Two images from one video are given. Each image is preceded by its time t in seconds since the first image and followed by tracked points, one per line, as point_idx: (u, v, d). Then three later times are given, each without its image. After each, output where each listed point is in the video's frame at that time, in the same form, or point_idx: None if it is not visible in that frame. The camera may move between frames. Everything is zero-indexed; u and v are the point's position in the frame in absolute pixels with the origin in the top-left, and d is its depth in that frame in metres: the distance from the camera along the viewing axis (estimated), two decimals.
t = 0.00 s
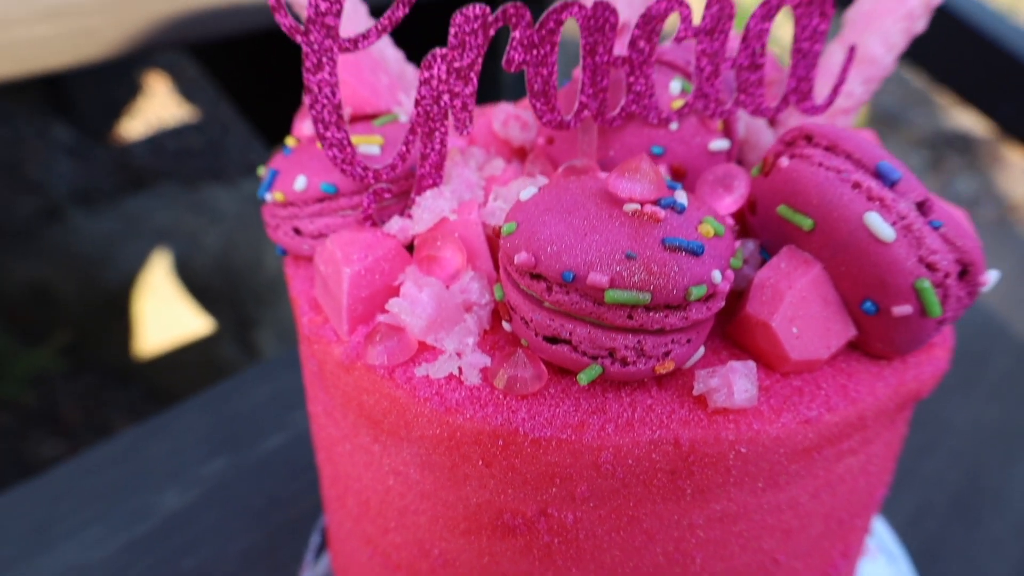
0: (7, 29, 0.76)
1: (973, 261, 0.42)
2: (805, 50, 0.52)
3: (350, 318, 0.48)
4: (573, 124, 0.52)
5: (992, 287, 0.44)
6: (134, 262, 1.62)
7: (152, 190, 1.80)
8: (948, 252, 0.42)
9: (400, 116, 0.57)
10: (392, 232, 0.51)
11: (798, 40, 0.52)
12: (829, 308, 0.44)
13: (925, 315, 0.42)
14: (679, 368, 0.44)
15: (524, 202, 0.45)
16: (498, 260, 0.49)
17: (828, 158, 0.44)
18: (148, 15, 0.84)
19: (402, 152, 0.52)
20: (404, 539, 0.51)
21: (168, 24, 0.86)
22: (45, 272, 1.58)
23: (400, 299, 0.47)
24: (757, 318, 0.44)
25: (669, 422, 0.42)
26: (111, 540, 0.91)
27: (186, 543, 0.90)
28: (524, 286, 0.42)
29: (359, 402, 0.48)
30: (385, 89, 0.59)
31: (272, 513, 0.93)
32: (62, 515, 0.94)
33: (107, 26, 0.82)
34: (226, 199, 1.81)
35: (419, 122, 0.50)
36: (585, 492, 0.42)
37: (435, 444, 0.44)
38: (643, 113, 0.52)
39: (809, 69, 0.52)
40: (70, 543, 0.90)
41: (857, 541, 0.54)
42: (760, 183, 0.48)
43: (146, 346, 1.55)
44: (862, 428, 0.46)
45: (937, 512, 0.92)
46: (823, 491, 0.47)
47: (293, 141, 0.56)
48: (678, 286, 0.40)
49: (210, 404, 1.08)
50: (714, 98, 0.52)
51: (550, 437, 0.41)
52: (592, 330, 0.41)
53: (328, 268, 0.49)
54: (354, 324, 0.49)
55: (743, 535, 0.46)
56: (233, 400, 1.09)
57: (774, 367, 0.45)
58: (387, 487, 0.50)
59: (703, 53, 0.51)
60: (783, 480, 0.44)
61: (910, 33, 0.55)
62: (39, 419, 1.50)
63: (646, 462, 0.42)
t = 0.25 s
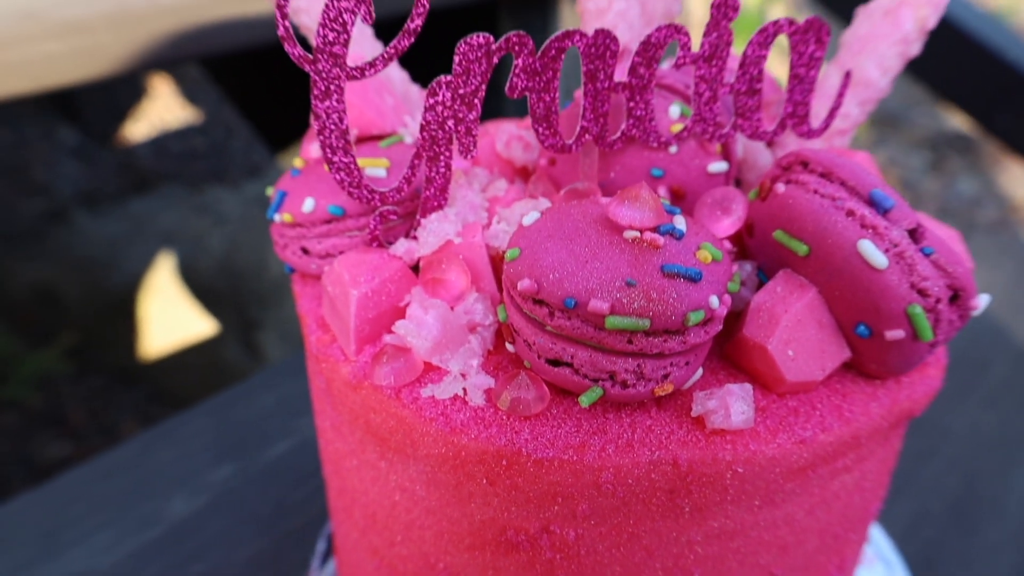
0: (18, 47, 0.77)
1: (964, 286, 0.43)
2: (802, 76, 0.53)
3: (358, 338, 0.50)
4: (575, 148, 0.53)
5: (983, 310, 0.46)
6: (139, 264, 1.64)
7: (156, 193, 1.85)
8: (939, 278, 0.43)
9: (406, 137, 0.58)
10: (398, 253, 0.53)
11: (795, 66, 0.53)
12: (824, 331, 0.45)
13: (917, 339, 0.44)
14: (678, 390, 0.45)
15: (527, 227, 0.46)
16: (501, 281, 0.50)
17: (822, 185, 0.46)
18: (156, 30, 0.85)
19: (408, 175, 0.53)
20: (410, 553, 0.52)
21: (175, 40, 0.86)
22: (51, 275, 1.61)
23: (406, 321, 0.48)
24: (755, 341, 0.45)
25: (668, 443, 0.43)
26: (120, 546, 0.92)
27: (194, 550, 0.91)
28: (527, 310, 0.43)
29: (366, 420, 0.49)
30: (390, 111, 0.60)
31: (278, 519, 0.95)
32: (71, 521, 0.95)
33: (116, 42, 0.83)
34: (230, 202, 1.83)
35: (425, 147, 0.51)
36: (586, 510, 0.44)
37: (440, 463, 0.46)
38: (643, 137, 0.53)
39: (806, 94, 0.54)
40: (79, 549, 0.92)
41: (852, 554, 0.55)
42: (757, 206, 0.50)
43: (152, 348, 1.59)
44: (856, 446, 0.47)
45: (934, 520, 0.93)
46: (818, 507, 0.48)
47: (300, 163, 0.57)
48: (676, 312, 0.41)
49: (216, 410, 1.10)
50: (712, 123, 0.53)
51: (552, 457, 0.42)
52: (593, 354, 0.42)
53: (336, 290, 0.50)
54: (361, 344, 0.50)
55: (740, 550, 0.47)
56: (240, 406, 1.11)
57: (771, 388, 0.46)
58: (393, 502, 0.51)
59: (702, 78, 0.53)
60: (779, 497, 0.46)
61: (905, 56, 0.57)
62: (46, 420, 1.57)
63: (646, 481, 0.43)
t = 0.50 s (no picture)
0: (33, 58, 0.79)
1: (953, 313, 0.45)
2: (799, 103, 0.54)
3: (364, 355, 0.51)
4: (576, 171, 0.55)
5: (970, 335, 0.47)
6: (145, 262, 1.66)
7: (161, 189, 1.86)
8: (928, 304, 0.44)
9: (412, 156, 0.59)
10: (404, 272, 0.54)
11: (792, 93, 0.55)
12: (817, 354, 0.47)
13: (906, 363, 0.45)
14: (674, 410, 0.46)
15: (530, 251, 0.47)
16: (504, 301, 0.52)
17: (816, 212, 0.47)
18: (167, 41, 0.86)
19: (414, 196, 0.55)
20: (413, 563, 0.54)
21: (185, 50, 0.87)
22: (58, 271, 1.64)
23: (412, 340, 0.49)
24: (749, 364, 0.46)
25: (664, 463, 0.44)
26: (128, 547, 0.94)
27: (199, 551, 0.93)
28: (530, 333, 0.44)
29: (372, 435, 0.51)
30: (397, 130, 0.61)
31: (283, 522, 0.96)
32: (80, 522, 0.97)
33: (129, 52, 0.84)
34: (235, 200, 1.84)
35: (431, 169, 0.53)
36: (584, 526, 0.45)
37: (443, 478, 0.47)
38: (644, 160, 0.54)
39: (802, 119, 0.55)
40: (88, 549, 0.94)
41: (843, 567, 0.56)
42: (753, 230, 0.51)
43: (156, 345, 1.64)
44: (847, 465, 0.48)
45: (928, 529, 0.95)
46: (809, 523, 0.50)
47: (310, 181, 0.59)
48: (673, 337, 0.43)
49: (222, 413, 1.12)
50: (711, 147, 0.55)
51: (552, 475, 0.44)
52: (593, 376, 0.44)
53: (343, 308, 0.52)
54: (367, 361, 0.52)
55: (733, 565, 0.48)
56: (245, 408, 1.12)
57: (764, 408, 0.47)
58: (397, 513, 0.52)
59: (701, 104, 0.54)
60: (771, 514, 0.47)
61: (900, 81, 0.59)
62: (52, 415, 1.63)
63: (642, 499, 0.44)
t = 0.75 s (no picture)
0: (44, 70, 0.80)
1: (943, 335, 0.46)
2: (795, 126, 0.56)
3: (368, 371, 0.52)
4: (577, 191, 0.56)
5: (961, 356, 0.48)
6: (147, 262, 1.71)
7: (164, 191, 1.93)
8: (919, 327, 0.46)
9: (416, 173, 0.61)
10: (408, 289, 0.55)
11: (788, 116, 0.56)
12: (810, 374, 0.48)
13: (898, 384, 0.46)
14: (670, 428, 0.48)
15: (531, 271, 0.49)
16: (505, 318, 0.53)
17: (811, 236, 0.48)
18: (175, 53, 0.87)
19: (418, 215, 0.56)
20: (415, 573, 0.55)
21: (192, 63, 0.88)
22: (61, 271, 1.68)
23: (415, 356, 0.50)
24: (744, 384, 0.47)
25: (660, 479, 0.46)
26: (132, 550, 0.95)
27: (203, 555, 0.94)
28: (530, 352, 0.46)
29: (375, 449, 0.52)
30: (402, 147, 0.62)
31: (286, 526, 0.97)
32: (84, 525, 0.98)
33: (138, 64, 0.85)
34: (239, 202, 1.92)
35: (434, 189, 0.54)
36: (582, 540, 0.47)
37: (444, 493, 0.48)
38: (643, 180, 0.55)
39: (799, 141, 0.56)
40: (93, 552, 0.95)
41: None
42: (749, 251, 0.52)
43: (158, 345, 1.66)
44: (840, 482, 0.49)
45: (923, 538, 0.96)
46: (802, 538, 0.51)
47: (316, 197, 0.60)
48: (670, 358, 0.44)
49: (225, 417, 1.13)
50: (709, 168, 0.56)
51: (551, 492, 0.45)
52: (591, 395, 0.45)
53: (348, 324, 0.53)
54: (371, 376, 0.53)
55: None
56: (249, 412, 1.14)
57: (758, 427, 0.49)
58: (399, 525, 0.54)
59: (699, 126, 0.55)
60: (764, 531, 0.48)
61: (896, 103, 0.60)
62: (55, 415, 1.63)
63: (639, 515, 0.46)
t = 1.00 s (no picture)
0: (55, 87, 0.82)
1: (927, 358, 0.48)
2: (786, 151, 0.58)
3: (370, 388, 0.54)
4: (574, 213, 0.58)
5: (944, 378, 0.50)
6: (150, 268, 1.72)
7: (167, 196, 1.96)
8: (903, 350, 0.47)
9: (418, 193, 0.62)
10: (409, 307, 0.57)
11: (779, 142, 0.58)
12: (799, 394, 0.49)
13: (883, 405, 0.48)
14: (663, 446, 0.49)
15: (529, 293, 0.50)
16: (504, 337, 0.54)
17: (800, 260, 0.50)
18: (183, 70, 0.89)
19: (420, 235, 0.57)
20: None
21: (199, 79, 0.90)
22: (64, 275, 1.69)
23: (416, 375, 0.52)
24: (735, 403, 0.49)
25: (653, 497, 0.47)
26: (136, 557, 0.97)
27: (206, 562, 0.96)
28: (527, 372, 0.47)
29: (377, 463, 0.53)
30: (404, 168, 0.64)
31: (287, 534, 0.99)
32: (89, 532, 0.99)
33: (147, 82, 0.87)
34: (241, 207, 1.93)
35: (436, 211, 0.56)
36: (577, 554, 0.48)
37: (444, 508, 0.50)
38: (638, 203, 0.57)
39: (789, 166, 0.58)
40: (97, 559, 0.96)
41: None
42: (741, 273, 0.54)
43: (161, 350, 1.68)
44: (827, 499, 0.51)
45: (916, 550, 0.97)
46: (791, 553, 0.52)
47: (320, 217, 0.61)
48: (662, 380, 0.45)
49: (227, 426, 1.14)
50: (702, 192, 0.57)
51: (547, 508, 0.47)
52: (587, 415, 0.47)
53: (351, 342, 0.55)
54: (374, 393, 0.54)
55: None
56: (252, 421, 1.16)
57: (749, 444, 0.50)
58: (400, 538, 0.55)
59: (693, 151, 0.57)
60: (753, 546, 0.50)
61: (885, 128, 0.61)
62: (56, 419, 1.66)
63: (632, 531, 0.47)
